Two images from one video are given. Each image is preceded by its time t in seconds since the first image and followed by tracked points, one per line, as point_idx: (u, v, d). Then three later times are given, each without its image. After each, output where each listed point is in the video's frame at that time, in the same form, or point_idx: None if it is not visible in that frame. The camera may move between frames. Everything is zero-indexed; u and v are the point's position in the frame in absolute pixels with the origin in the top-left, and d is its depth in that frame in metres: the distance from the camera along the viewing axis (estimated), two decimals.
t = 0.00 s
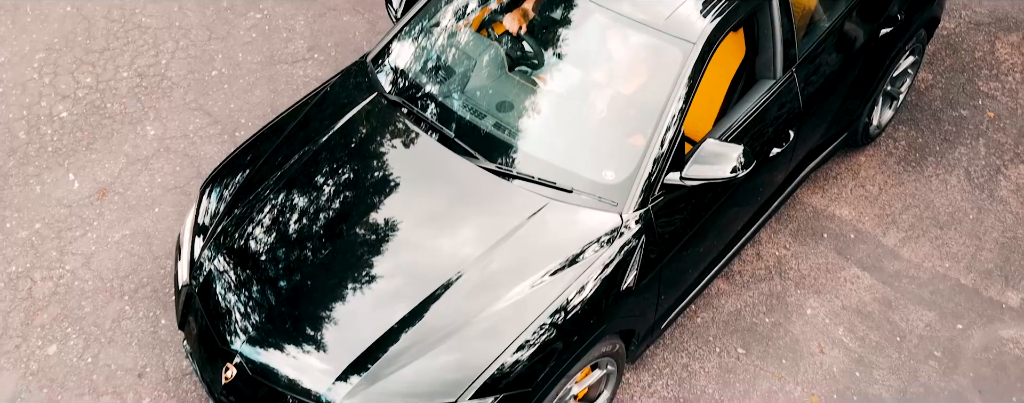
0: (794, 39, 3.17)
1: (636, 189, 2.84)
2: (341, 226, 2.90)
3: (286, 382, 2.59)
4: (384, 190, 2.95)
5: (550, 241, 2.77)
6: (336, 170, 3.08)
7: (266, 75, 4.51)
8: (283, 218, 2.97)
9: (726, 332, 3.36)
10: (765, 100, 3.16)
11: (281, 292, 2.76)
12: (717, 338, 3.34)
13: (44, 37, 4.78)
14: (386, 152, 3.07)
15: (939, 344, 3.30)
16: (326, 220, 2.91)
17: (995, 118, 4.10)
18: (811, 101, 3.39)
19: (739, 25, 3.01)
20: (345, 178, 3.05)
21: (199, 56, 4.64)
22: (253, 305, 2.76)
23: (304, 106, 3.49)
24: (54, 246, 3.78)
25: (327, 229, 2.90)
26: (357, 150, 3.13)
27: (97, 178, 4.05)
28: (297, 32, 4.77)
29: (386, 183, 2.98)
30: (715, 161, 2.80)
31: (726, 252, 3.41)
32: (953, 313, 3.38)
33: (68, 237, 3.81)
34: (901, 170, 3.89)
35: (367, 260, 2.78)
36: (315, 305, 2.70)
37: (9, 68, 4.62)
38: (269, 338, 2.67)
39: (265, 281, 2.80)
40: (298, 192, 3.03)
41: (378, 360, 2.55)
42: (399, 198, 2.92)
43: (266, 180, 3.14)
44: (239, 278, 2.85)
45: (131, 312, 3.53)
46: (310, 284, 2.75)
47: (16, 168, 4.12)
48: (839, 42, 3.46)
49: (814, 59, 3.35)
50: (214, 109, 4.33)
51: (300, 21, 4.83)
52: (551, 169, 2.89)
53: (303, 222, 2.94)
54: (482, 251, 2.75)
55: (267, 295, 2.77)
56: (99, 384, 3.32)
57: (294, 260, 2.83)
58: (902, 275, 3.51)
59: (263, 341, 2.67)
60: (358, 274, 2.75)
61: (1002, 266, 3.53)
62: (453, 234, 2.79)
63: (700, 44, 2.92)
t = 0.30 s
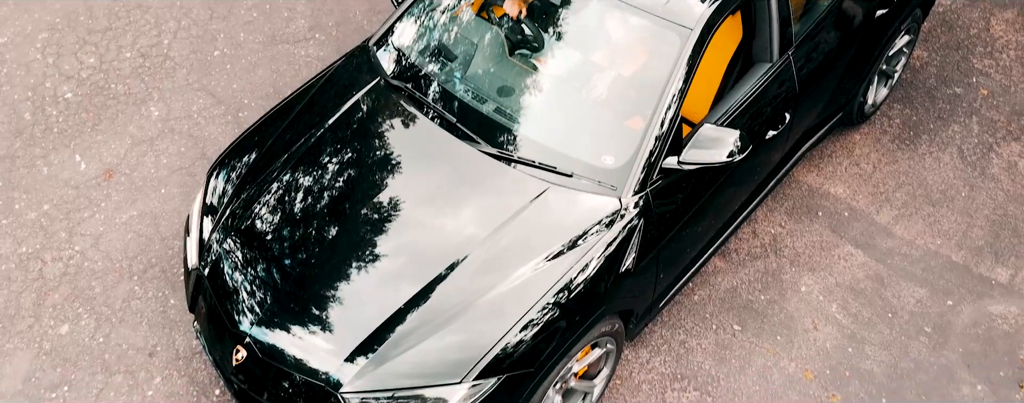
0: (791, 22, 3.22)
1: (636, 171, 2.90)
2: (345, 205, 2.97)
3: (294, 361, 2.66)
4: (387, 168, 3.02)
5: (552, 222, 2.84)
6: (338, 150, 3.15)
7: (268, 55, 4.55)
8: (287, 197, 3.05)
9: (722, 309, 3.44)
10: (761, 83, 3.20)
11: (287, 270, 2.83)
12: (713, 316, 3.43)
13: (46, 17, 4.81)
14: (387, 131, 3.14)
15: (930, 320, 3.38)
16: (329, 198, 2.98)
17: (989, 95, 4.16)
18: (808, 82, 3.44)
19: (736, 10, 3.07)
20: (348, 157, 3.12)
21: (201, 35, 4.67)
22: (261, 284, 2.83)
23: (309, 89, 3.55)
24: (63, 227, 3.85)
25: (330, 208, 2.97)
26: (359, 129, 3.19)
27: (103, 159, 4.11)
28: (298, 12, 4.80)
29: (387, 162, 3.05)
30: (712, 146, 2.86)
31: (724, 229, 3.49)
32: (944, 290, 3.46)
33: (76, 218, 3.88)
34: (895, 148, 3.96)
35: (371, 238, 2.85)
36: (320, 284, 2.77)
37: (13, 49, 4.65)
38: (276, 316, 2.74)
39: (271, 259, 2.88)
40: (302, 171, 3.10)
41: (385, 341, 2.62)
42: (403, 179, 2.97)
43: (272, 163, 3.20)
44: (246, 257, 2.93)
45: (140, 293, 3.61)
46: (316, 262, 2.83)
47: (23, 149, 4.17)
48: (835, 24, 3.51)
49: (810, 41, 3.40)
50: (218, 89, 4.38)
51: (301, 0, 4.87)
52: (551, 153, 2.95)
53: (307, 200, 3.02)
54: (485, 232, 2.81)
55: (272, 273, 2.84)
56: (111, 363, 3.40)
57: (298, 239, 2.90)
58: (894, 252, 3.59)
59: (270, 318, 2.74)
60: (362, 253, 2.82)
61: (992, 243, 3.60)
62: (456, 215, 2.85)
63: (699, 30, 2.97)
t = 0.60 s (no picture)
0: (786, 9, 3.29)
1: (633, 157, 2.98)
2: (348, 186, 3.06)
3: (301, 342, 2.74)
4: (389, 150, 3.12)
5: (554, 208, 2.92)
6: (341, 132, 3.24)
7: (270, 39, 4.60)
8: (292, 179, 3.14)
9: (718, 289, 3.54)
10: (756, 70, 3.28)
11: (292, 252, 2.92)
12: (709, 295, 3.53)
13: (48, 2, 4.85)
14: (386, 113, 3.23)
15: (919, 298, 3.48)
16: (332, 179, 3.08)
17: (980, 75, 4.23)
18: (802, 66, 3.52)
19: None
20: (351, 138, 3.21)
21: (203, 20, 4.72)
22: (268, 266, 2.91)
23: (314, 77, 3.62)
24: (72, 213, 3.93)
25: (334, 190, 3.06)
26: (361, 112, 3.29)
27: (110, 144, 4.18)
28: None
29: (387, 144, 3.14)
30: (708, 133, 2.93)
31: (721, 210, 3.57)
32: (933, 268, 3.56)
33: (85, 204, 3.96)
34: (887, 129, 4.04)
35: (374, 221, 2.93)
36: (326, 267, 2.85)
37: (16, 34, 4.70)
38: (282, 297, 2.83)
39: (277, 241, 2.96)
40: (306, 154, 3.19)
41: (392, 326, 2.69)
42: (407, 165, 3.05)
43: (278, 149, 3.28)
44: (253, 239, 3.01)
45: (150, 276, 3.71)
46: (321, 246, 2.91)
47: (30, 135, 4.24)
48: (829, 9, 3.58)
49: (804, 27, 3.47)
50: (221, 74, 4.44)
51: None
52: (551, 141, 3.03)
53: (310, 181, 3.11)
54: (488, 217, 2.89)
55: (278, 255, 2.92)
56: (124, 346, 3.50)
57: (303, 221, 2.99)
58: (885, 232, 3.68)
59: (277, 299, 2.82)
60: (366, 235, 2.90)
61: (981, 222, 3.69)
62: (459, 201, 2.93)
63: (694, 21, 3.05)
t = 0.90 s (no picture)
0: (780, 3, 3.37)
1: (631, 149, 3.07)
2: (353, 173, 3.17)
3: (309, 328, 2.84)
4: (390, 138, 3.23)
5: (556, 198, 3.02)
6: (346, 120, 3.36)
7: (273, 28, 4.68)
8: (298, 167, 3.24)
9: (713, 274, 3.66)
10: (750, 62, 3.36)
11: (300, 238, 3.02)
12: (704, 280, 3.64)
13: None
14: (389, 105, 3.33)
15: (907, 282, 3.59)
16: (337, 167, 3.18)
17: (970, 61, 4.32)
18: (795, 57, 3.60)
19: None
20: (355, 125, 3.32)
21: (206, 9, 4.79)
22: (276, 253, 3.01)
23: (321, 70, 3.72)
24: (83, 202, 4.03)
25: (339, 178, 3.17)
26: (363, 100, 3.40)
27: (118, 134, 4.27)
28: None
29: (389, 130, 3.26)
30: (704, 126, 3.02)
31: (717, 196, 3.67)
32: (921, 252, 3.67)
33: (96, 193, 4.06)
34: (879, 115, 4.13)
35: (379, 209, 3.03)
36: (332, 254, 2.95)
37: (21, 23, 4.76)
38: (290, 283, 2.93)
39: (286, 228, 3.06)
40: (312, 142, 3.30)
41: (402, 315, 2.79)
42: (412, 156, 3.14)
43: (285, 140, 3.38)
44: (261, 226, 3.11)
45: (162, 265, 3.82)
46: (330, 235, 3.00)
47: (39, 125, 4.33)
48: None
49: (797, 18, 3.56)
50: (225, 63, 4.52)
51: None
52: (552, 135, 3.12)
53: (317, 168, 3.22)
54: (492, 207, 2.99)
55: (286, 241, 3.02)
56: (138, 333, 3.62)
57: (310, 208, 3.09)
58: (875, 217, 3.79)
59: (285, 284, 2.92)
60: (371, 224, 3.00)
61: (968, 206, 3.80)
62: (464, 191, 3.02)
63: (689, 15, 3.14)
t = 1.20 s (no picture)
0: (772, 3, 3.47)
1: (630, 146, 3.19)
2: (358, 162, 3.30)
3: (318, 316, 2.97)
4: (392, 128, 3.35)
5: (559, 193, 3.13)
6: (354, 111, 3.49)
7: (278, 21, 4.77)
8: (305, 159, 3.38)
9: (708, 262, 3.79)
10: (744, 59, 3.47)
11: (307, 228, 3.16)
12: (700, 268, 3.78)
13: None
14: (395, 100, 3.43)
15: (895, 269, 3.72)
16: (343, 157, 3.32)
17: (960, 51, 4.42)
18: (787, 54, 3.71)
19: None
20: (361, 116, 3.45)
21: (212, 2, 4.89)
22: (286, 244, 3.15)
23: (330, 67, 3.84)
24: (97, 195, 4.15)
25: (345, 169, 3.30)
26: (367, 92, 3.52)
27: (129, 127, 4.38)
28: None
29: (392, 120, 3.38)
30: (699, 123, 3.13)
31: (713, 187, 3.79)
32: (909, 240, 3.80)
33: (109, 186, 4.18)
34: (870, 105, 4.25)
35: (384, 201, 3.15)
36: (338, 245, 3.08)
37: (31, 17, 4.85)
38: (299, 270, 3.07)
39: (295, 219, 3.20)
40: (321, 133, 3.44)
41: (412, 308, 2.91)
42: (418, 150, 3.25)
43: (295, 133, 3.51)
44: (271, 218, 3.24)
45: (175, 256, 3.95)
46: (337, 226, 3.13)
47: (52, 118, 4.43)
48: None
49: (790, 15, 3.66)
50: (232, 56, 4.62)
51: None
52: (552, 133, 3.23)
53: (323, 159, 3.35)
54: (496, 199, 3.10)
55: (294, 232, 3.16)
56: (154, 323, 3.75)
57: (318, 198, 3.23)
58: (866, 206, 3.91)
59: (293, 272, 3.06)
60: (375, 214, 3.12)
61: (955, 195, 3.92)
62: (469, 184, 3.14)
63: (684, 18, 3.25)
